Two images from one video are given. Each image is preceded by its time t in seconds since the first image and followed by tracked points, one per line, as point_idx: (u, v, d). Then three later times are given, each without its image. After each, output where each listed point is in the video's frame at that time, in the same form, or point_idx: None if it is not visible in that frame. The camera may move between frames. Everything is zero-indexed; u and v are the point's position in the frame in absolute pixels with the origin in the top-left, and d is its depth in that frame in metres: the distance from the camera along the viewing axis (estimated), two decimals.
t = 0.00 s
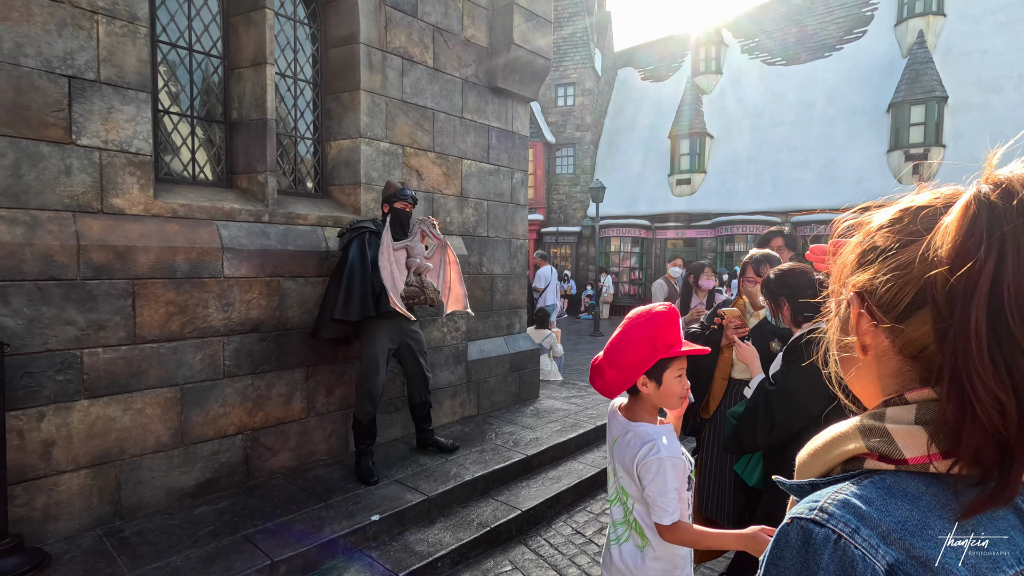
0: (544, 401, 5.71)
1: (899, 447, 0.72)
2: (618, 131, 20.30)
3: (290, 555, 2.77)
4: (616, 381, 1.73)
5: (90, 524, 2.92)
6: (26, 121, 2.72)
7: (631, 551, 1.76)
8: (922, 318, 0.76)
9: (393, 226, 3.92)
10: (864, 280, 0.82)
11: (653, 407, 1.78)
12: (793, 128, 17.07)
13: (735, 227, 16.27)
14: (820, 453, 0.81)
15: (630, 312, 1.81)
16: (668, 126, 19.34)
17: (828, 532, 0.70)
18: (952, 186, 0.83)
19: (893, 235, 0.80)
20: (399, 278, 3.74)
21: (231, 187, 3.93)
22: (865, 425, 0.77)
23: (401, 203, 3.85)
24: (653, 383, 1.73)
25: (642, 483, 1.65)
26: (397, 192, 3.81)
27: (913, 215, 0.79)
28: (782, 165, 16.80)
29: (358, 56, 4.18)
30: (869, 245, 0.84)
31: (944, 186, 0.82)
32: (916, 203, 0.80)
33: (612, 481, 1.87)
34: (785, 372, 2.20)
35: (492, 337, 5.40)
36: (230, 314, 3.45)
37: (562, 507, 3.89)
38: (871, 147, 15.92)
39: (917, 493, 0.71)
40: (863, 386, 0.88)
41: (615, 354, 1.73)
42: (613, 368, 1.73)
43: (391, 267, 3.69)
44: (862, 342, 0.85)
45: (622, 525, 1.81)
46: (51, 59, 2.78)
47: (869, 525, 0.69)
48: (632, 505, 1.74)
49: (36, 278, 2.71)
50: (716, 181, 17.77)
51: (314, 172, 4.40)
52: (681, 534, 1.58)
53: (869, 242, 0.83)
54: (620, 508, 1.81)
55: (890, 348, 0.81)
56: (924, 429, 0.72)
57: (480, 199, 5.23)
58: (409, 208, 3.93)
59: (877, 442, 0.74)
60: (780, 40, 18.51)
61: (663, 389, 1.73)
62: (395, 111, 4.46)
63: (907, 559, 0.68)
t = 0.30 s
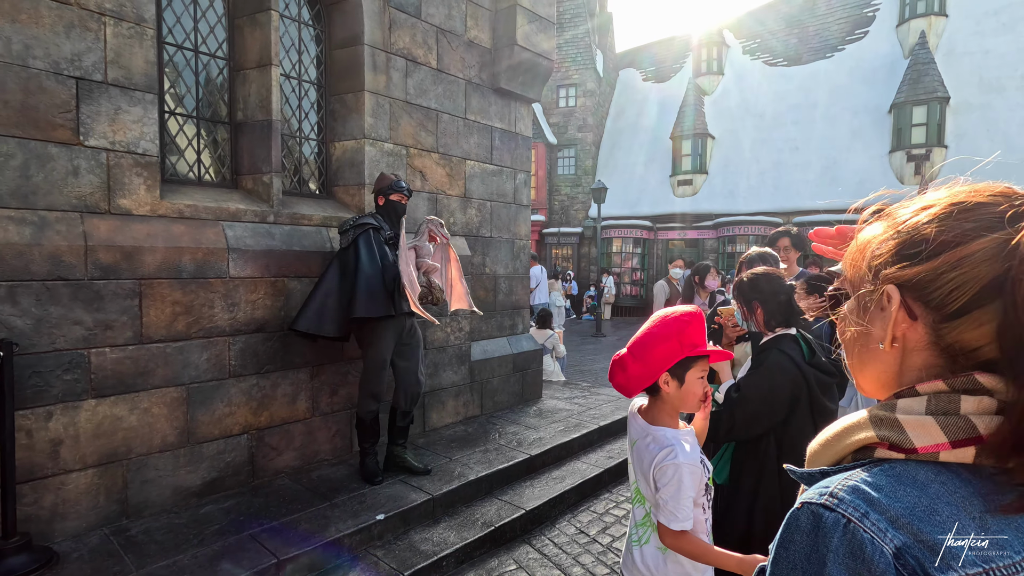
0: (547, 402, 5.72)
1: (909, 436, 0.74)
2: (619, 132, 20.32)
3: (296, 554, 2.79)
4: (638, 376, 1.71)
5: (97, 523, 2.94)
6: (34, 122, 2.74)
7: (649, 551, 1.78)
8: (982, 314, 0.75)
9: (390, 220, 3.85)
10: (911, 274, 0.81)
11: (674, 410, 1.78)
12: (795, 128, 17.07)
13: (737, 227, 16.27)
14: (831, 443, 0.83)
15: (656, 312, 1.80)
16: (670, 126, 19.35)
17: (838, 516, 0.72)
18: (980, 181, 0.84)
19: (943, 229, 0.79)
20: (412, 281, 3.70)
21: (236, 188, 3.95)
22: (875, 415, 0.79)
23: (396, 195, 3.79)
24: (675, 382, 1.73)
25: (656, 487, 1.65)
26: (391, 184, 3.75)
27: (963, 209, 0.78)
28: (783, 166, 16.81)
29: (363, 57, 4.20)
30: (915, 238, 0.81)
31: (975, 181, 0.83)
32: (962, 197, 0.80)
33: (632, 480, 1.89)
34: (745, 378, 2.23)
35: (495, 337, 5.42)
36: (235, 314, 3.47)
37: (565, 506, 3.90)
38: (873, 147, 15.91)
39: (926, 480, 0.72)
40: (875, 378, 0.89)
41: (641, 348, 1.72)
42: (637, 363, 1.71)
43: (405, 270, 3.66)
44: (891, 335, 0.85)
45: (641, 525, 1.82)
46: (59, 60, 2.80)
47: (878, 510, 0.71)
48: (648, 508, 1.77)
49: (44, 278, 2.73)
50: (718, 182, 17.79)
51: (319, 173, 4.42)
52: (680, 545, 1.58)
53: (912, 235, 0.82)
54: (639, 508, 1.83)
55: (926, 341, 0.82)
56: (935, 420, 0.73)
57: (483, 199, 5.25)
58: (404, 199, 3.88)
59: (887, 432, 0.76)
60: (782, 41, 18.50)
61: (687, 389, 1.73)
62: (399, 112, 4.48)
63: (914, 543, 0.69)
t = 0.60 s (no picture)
0: (550, 402, 5.74)
1: (922, 434, 0.76)
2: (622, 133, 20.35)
3: (303, 552, 2.81)
4: (661, 373, 1.74)
5: (106, 522, 2.97)
6: (45, 125, 2.78)
7: (667, 554, 1.80)
8: (1000, 314, 0.77)
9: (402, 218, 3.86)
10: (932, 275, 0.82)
11: (694, 412, 1.81)
12: (797, 130, 17.08)
13: (740, 229, 16.28)
14: (841, 440, 0.85)
15: (681, 313, 1.83)
16: (672, 128, 19.37)
17: (857, 514, 0.73)
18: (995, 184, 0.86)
19: (962, 231, 0.80)
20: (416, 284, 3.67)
21: (243, 190, 3.98)
22: (887, 413, 0.82)
23: (404, 193, 3.80)
24: (699, 383, 1.75)
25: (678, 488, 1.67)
26: (399, 182, 3.76)
27: (981, 211, 0.80)
28: (786, 167, 16.82)
29: (368, 60, 4.24)
30: (933, 239, 0.83)
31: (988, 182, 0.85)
32: (979, 200, 0.81)
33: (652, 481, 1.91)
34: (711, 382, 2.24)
35: (499, 338, 5.44)
36: (242, 315, 3.50)
37: (569, 506, 3.91)
38: (876, 149, 15.91)
39: (940, 477, 0.73)
40: (884, 374, 0.91)
41: (666, 346, 1.74)
42: (662, 360, 1.73)
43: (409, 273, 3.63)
44: (905, 333, 0.87)
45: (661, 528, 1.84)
46: (70, 64, 2.84)
47: (895, 507, 0.72)
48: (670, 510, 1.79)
49: (55, 279, 2.77)
50: (720, 184, 17.81)
51: (324, 175, 4.45)
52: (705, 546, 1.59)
53: (931, 235, 0.83)
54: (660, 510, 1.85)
55: (939, 341, 0.84)
56: (947, 418, 0.76)
57: (487, 201, 5.28)
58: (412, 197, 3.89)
59: (900, 430, 0.78)
60: (785, 43, 18.49)
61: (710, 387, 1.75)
62: (404, 115, 4.52)
63: (932, 539, 0.70)
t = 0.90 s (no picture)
0: (557, 405, 5.76)
1: (935, 437, 0.78)
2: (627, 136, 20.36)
3: (312, 553, 2.83)
4: (684, 378, 1.74)
5: (118, 522, 3.00)
6: (61, 131, 2.83)
7: (684, 561, 1.82)
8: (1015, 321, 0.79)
9: (397, 221, 3.85)
10: (949, 281, 0.83)
11: (716, 415, 1.83)
12: (804, 132, 17.04)
13: (746, 232, 16.23)
14: (853, 443, 0.86)
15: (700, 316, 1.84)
16: (678, 131, 19.36)
17: (874, 516, 0.75)
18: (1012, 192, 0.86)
19: (981, 239, 0.81)
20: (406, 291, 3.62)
21: (253, 194, 4.02)
22: (899, 416, 0.82)
23: (403, 195, 3.78)
24: (721, 387, 1.77)
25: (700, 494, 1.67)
26: (398, 184, 3.73)
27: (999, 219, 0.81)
28: (792, 170, 16.78)
29: (376, 66, 4.28)
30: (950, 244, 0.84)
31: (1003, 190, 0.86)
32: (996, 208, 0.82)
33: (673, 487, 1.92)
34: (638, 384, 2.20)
35: (506, 341, 5.47)
36: (252, 318, 3.54)
37: (575, 509, 3.92)
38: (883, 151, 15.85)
39: (954, 480, 0.75)
40: (895, 378, 0.93)
41: (687, 351, 1.75)
42: (682, 364, 1.74)
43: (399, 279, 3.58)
44: (919, 338, 0.88)
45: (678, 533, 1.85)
46: (85, 71, 2.89)
47: (911, 509, 0.74)
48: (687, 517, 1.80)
49: (70, 283, 2.81)
50: (726, 187, 17.79)
51: (332, 179, 4.49)
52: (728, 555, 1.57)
53: (949, 242, 0.84)
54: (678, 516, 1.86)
55: (954, 346, 0.86)
56: (959, 421, 0.77)
57: (494, 205, 5.30)
58: (412, 201, 3.87)
59: (914, 433, 0.79)
60: (791, 45, 18.43)
61: (733, 390, 1.77)
62: (411, 119, 4.55)
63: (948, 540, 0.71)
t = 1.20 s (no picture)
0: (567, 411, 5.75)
1: (953, 446, 0.78)
2: (637, 142, 20.36)
3: (326, 558, 2.85)
4: (698, 384, 1.78)
5: (135, 526, 3.05)
6: (83, 142, 2.89)
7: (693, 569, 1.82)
8: (1010, 332, 0.79)
9: (396, 228, 3.84)
10: (949, 294, 0.84)
11: (730, 423, 1.83)
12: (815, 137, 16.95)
13: (757, 238, 16.15)
14: (870, 452, 0.86)
15: (719, 325, 1.85)
16: (687, 137, 19.33)
17: (894, 525, 0.75)
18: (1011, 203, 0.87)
19: (974, 251, 0.83)
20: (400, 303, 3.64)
21: (267, 202, 4.08)
22: (917, 425, 0.83)
23: (403, 203, 3.77)
24: (735, 396, 1.77)
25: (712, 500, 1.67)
26: (400, 192, 3.73)
27: (995, 232, 0.82)
28: (804, 175, 16.68)
29: (389, 75, 4.34)
30: (944, 258, 0.86)
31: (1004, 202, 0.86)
32: (994, 220, 0.83)
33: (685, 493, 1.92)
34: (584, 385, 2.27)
35: (516, 347, 5.48)
36: (267, 324, 3.59)
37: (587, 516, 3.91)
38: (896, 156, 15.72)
39: (972, 489, 0.75)
40: (903, 388, 0.94)
41: (702, 358, 1.78)
42: (697, 371, 1.78)
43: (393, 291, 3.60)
44: (923, 348, 0.89)
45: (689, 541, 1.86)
46: (107, 83, 2.96)
47: (932, 518, 0.74)
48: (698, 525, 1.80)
49: (91, 289, 2.87)
50: (737, 193, 17.73)
51: (346, 187, 4.55)
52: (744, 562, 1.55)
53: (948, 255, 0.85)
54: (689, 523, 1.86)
55: (955, 357, 0.87)
56: (977, 430, 0.77)
57: (505, 211, 5.33)
58: (413, 208, 3.86)
59: (931, 442, 0.80)
60: (802, 50, 18.35)
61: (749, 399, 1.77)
62: (423, 127, 4.60)
63: (968, 548, 0.71)
